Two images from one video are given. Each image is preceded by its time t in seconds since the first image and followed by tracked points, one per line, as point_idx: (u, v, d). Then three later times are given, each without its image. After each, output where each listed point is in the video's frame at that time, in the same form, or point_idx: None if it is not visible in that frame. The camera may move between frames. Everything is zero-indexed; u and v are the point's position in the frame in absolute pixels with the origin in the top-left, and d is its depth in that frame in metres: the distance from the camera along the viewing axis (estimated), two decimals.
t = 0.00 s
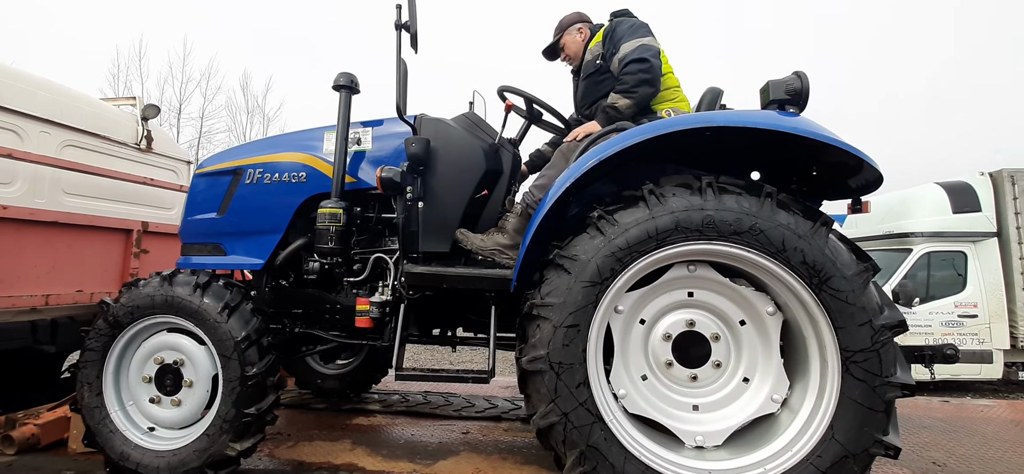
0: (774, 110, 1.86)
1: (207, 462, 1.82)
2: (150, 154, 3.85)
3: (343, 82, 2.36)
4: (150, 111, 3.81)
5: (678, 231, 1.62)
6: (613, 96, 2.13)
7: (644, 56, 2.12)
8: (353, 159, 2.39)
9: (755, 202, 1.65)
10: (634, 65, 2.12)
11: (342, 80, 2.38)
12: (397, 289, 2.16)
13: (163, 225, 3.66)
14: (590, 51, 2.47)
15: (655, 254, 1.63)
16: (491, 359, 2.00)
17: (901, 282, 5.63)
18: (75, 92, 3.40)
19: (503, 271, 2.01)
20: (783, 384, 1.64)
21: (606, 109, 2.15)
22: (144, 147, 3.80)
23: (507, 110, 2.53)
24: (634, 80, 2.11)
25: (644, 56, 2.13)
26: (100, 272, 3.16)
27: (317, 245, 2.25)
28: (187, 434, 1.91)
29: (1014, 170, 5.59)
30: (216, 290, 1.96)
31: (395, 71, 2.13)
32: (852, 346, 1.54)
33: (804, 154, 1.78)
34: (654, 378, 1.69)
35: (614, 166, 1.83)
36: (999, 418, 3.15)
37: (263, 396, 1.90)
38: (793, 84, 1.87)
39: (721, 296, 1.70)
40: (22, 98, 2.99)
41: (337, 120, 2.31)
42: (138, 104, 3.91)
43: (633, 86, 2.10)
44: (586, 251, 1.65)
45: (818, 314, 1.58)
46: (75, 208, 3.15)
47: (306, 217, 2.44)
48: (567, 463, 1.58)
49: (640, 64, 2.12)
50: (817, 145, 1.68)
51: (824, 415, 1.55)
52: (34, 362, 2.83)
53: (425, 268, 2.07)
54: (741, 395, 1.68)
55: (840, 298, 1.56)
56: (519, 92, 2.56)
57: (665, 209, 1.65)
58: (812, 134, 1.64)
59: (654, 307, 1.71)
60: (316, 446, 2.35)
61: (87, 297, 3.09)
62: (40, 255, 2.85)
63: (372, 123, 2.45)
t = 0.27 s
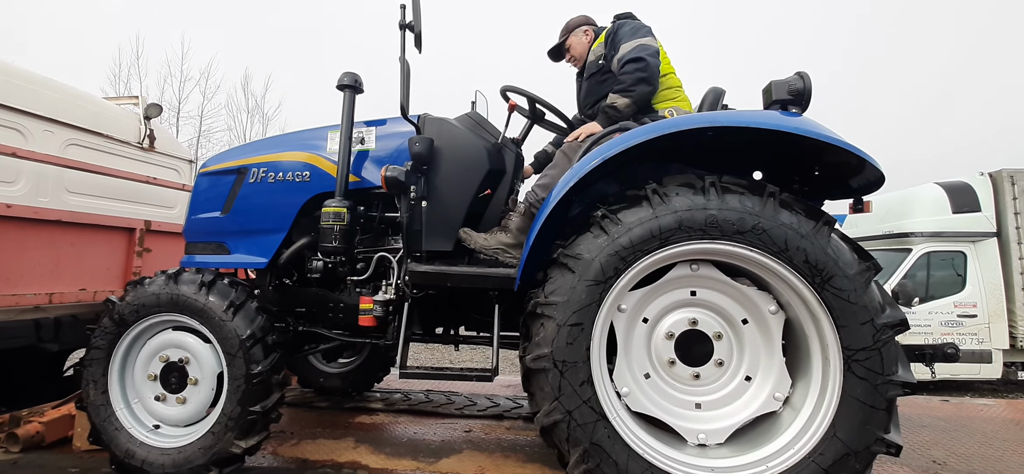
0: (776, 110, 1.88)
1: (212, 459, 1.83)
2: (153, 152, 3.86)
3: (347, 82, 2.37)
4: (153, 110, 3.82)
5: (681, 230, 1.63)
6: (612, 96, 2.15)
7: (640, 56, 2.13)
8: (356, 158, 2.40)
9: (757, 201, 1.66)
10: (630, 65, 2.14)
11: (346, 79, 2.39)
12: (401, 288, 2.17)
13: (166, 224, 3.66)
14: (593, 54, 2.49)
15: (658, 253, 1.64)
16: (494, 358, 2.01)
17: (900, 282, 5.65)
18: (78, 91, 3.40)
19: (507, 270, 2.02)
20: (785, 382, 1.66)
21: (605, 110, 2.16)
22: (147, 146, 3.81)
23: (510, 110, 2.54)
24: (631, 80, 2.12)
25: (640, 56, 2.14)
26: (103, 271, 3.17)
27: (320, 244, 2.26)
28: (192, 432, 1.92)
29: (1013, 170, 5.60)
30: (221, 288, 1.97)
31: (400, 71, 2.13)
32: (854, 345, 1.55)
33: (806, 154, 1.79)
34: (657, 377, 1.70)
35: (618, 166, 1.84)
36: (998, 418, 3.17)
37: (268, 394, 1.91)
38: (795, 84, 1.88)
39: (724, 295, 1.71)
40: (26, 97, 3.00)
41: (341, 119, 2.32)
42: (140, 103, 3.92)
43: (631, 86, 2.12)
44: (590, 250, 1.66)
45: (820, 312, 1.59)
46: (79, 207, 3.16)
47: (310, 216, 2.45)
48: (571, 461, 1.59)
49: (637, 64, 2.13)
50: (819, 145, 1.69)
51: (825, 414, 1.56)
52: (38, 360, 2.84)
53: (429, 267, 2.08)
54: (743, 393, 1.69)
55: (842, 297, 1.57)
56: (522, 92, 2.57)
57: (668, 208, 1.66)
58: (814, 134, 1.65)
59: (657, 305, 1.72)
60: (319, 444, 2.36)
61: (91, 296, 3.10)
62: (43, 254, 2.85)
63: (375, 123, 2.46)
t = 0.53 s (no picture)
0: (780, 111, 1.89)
1: (218, 456, 1.84)
2: (156, 151, 3.86)
3: (352, 81, 2.37)
4: (157, 109, 3.83)
5: (687, 230, 1.64)
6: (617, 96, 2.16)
7: (645, 56, 2.14)
8: (361, 157, 2.41)
9: (762, 201, 1.67)
10: (635, 65, 2.15)
11: (351, 79, 2.39)
12: (406, 287, 2.18)
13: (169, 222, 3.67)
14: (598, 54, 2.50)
15: (664, 252, 1.65)
16: (499, 357, 2.02)
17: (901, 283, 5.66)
18: (82, 90, 3.42)
19: (512, 270, 2.03)
20: (788, 381, 1.67)
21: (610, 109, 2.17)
22: (151, 145, 3.81)
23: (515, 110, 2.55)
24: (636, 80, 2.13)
25: (645, 56, 2.15)
26: (108, 269, 3.18)
27: (326, 243, 2.27)
28: (199, 429, 1.93)
29: (1014, 171, 5.62)
30: (227, 286, 1.98)
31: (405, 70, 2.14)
32: (858, 344, 1.56)
33: (811, 154, 1.80)
34: (662, 376, 1.71)
35: (623, 166, 1.85)
36: (999, 417, 3.18)
37: (274, 392, 1.92)
38: (800, 85, 1.89)
39: (728, 294, 1.72)
40: (31, 95, 3.01)
41: (346, 119, 2.33)
42: (144, 102, 3.93)
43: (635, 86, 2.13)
44: (596, 249, 1.67)
45: (824, 312, 1.60)
46: (83, 206, 3.17)
47: (315, 215, 2.46)
48: (576, 459, 1.60)
49: (642, 64, 2.14)
50: (824, 145, 1.71)
51: (829, 412, 1.57)
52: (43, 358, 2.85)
53: (434, 266, 2.09)
54: (747, 392, 1.70)
55: (846, 296, 1.58)
56: (526, 92, 2.58)
57: (674, 208, 1.67)
58: (819, 135, 1.66)
59: (662, 305, 1.73)
60: (324, 442, 2.37)
61: (96, 294, 3.10)
62: (49, 252, 2.86)
63: (380, 123, 2.47)
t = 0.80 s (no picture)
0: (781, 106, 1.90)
1: (222, 453, 1.84)
2: (157, 150, 3.86)
3: (354, 79, 2.38)
4: (157, 108, 3.83)
5: (689, 225, 1.65)
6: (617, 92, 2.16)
7: (646, 53, 2.15)
8: (363, 155, 2.41)
9: (764, 196, 1.68)
10: (635, 62, 2.15)
11: (353, 77, 2.40)
12: (408, 284, 2.20)
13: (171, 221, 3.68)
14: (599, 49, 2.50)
15: (666, 247, 1.66)
16: (501, 353, 2.03)
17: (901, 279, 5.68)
18: (83, 89, 3.42)
19: (514, 266, 2.04)
20: (790, 375, 1.67)
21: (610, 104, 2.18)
22: (151, 144, 3.81)
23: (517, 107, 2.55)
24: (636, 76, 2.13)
25: (645, 53, 2.15)
26: (110, 268, 3.18)
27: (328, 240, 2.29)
28: (202, 426, 1.94)
29: (1013, 167, 5.63)
30: (231, 283, 1.99)
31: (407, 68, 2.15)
32: (859, 337, 1.57)
33: (812, 149, 1.80)
34: (664, 370, 1.72)
35: (624, 162, 1.86)
36: (999, 412, 3.19)
37: (278, 389, 1.92)
38: (801, 80, 1.89)
39: (730, 289, 1.73)
40: (32, 95, 3.02)
41: (348, 117, 2.33)
42: (144, 102, 3.92)
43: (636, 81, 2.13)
44: (598, 245, 1.68)
45: (825, 306, 1.61)
46: (85, 205, 3.17)
47: (316, 213, 2.47)
48: (580, 453, 1.60)
49: (643, 60, 2.14)
50: (825, 140, 1.71)
51: (831, 406, 1.58)
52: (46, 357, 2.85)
53: (437, 263, 2.10)
54: (749, 386, 1.71)
55: (848, 290, 1.59)
56: (527, 89, 2.58)
57: (676, 203, 1.68)
58: (821, 129, 1.66)
59: (664, 300, 1.74)
60: (327, 439, 2.38)
61: (98, 293, 3.10)
62: (50, 251, 2.85)
63: (382, 120, 2.48)
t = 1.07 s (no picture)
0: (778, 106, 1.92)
1: (225, 451, 1.86)
2: (158, 150, 3.87)
3: (354, 79, 2.39)
4: (158, 108, 3.84)
5: (687, 223, 1.66)
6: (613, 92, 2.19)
7: (641, 52, 2.15)
8: (363, 154, 2.42)
9: (762, 194, 1.69)
10: (631, 61, 2.16)
11: (353, 77, 2.41)
12: (409, 282, 2.21)
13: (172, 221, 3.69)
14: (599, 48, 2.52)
15: (665, 246, 1.67)
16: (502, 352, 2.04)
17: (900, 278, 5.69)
18: (83, 89, 3.43)
19: (515, 264, 2.05)
20: (788, 372, 1.69)
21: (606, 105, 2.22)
22: (152, 143, 3.82)
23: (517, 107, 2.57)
24: (632, 76, 2.15)
25: (640, 52, 2.15)
26: (111, 268, 3.19)
27: (329, 239, 2.30)
28: (205, 424, 1.96)
29: (1012, 166, 5.64)
30: (233, 282, 2.00)
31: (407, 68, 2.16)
32: (856, 334, 1.58)
33: (810, 148, 1.82)
34: (663, 368, 1.74)
35: (624, 161, 1.87)
36: (998, 410, 3.20)
37: (280, 387, 1.94)
38: (799, 80, 1.90)
39: (729, 287, 1.74)
40: (33, 96, 3.04)
41: (349, 117, 2.34)
42: (145, 102, 3.94)
43: (630, 81, 2.15)
44: (598, 243, 1.69)
45: (823, 303, 1.62)
46: (87, 205, 3.19)
47: (317, 212, 2.48)
48: (580, 450, 1.62)
49: (638, 59, 2.15)
50: (823, 139, 1.72)
51: (829, 402, 1.59)
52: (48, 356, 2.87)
53: (437, 262, 2.11)
54: (747, 383, 1.72)
55: (845, 288, 1.60)
56: (527, 89, 2.59)
57: (674, 202, 1.69)
58: (818, 129, 1.68)
59: (663, 298, 1.75)
60: (329, 437, 2.39)
61: (99, 293, 3.12)
62: (53, 251, 2.86)
63: (382, 120, 2.49)
